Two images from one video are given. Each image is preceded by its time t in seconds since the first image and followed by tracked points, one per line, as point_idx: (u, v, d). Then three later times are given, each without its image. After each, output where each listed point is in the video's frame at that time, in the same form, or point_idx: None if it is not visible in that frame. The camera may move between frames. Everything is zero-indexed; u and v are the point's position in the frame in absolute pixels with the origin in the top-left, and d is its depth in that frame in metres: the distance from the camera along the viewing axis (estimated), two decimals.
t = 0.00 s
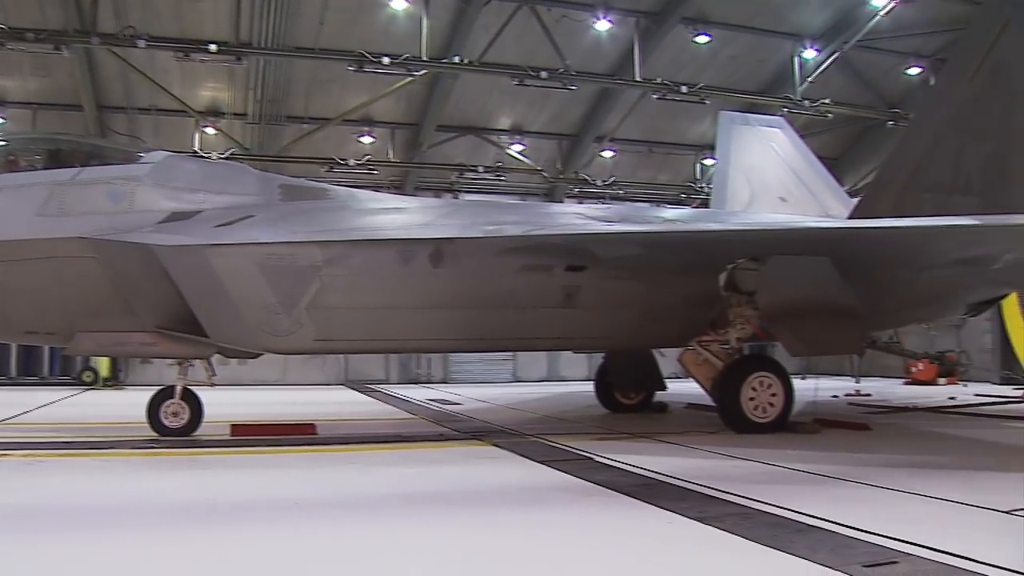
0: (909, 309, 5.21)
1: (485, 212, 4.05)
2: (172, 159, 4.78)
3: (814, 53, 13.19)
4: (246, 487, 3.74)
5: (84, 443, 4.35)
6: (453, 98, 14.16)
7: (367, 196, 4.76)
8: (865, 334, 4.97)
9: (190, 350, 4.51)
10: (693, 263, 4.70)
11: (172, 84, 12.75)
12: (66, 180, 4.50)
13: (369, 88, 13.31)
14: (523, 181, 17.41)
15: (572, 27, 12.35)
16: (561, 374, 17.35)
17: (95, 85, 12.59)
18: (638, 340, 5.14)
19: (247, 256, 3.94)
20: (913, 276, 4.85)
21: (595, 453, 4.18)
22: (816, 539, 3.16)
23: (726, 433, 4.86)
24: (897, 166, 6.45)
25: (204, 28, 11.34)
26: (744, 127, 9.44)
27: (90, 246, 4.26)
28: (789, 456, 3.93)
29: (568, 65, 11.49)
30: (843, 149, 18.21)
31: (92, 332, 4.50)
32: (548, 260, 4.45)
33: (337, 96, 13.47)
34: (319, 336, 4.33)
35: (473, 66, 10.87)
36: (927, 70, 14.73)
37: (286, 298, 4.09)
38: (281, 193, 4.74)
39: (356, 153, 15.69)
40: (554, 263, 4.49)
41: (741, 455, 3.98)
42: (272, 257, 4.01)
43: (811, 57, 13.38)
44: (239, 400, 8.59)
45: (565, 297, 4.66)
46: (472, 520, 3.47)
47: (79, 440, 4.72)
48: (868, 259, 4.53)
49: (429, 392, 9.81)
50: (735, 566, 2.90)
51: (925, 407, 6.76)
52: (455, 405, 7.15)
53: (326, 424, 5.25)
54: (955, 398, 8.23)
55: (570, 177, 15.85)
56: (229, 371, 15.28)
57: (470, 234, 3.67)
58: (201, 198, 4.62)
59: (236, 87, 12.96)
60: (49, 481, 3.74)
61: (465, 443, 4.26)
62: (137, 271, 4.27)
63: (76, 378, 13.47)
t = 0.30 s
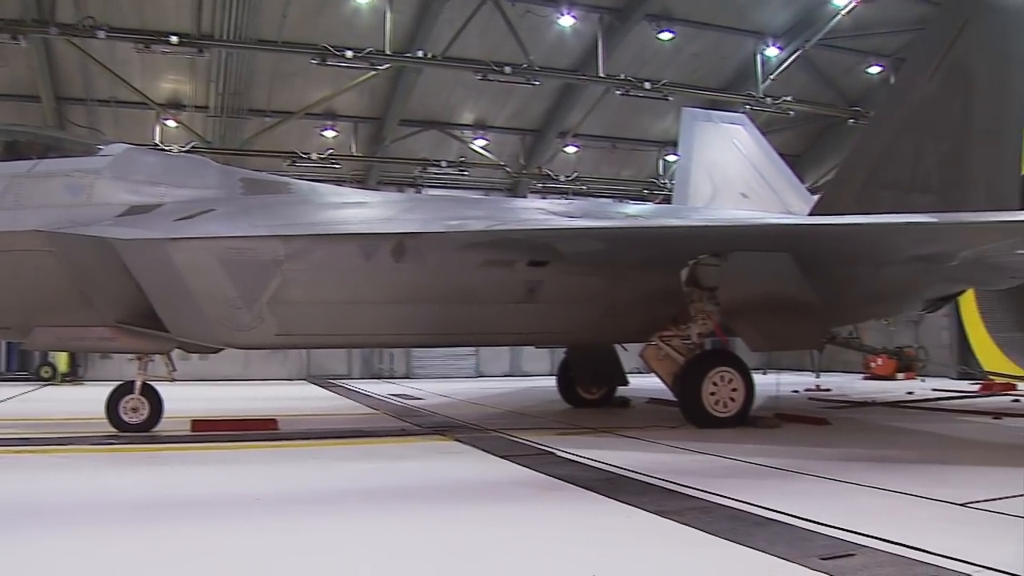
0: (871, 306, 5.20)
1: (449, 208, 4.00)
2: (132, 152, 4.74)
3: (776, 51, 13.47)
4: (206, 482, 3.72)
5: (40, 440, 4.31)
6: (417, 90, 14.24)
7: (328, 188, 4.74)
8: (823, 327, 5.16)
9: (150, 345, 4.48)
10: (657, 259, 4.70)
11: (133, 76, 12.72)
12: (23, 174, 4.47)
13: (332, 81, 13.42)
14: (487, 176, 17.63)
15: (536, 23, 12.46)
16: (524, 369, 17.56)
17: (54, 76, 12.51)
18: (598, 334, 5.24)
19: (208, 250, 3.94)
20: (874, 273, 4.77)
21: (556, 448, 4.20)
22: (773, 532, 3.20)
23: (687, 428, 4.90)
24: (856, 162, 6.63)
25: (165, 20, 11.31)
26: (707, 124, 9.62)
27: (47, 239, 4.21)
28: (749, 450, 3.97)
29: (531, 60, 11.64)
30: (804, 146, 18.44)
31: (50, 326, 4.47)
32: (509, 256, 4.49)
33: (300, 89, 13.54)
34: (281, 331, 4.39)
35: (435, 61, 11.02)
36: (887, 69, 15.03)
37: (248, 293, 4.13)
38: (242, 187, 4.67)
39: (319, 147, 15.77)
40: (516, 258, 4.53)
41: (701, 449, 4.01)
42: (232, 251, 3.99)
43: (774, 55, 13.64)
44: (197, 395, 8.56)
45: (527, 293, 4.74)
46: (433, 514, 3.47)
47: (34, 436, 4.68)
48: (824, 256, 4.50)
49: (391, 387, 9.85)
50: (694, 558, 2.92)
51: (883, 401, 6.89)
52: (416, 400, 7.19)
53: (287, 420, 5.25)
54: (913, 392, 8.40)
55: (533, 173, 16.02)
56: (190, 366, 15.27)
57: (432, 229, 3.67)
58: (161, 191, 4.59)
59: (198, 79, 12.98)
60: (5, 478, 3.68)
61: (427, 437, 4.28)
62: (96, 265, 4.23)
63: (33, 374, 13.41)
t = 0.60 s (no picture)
0: (831, 301, 5.33)
1: (411, 203, 4.15)
2: (92, 145, 4.69)
3: (740, 49, 13.62)
4: (168, 479, 3.70)
5: None
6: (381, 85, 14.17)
7: (292, 183, 4.80)
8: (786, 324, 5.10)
9: (110, 341, 4.54)
10: (616, 254, 4.82)
11: (93, 68, 12.59)
12: None
13: (296, 76, 13.41)
14: (451, 172, 17.69)
15: (501, 18, 12.41)
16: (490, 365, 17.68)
17: (12, 67, 12.32)
18: (562, 329, 5.32)
19: (170, 244, 4.00)
20: (835, 269, 5.00)
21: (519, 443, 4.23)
22: (735, 527, 3.20)
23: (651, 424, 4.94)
24: (819, 160, 6.70)
25: (126, 13, 11.19)
26: (671, 121, 9.68)
27: (4, 231, 4.13)
28: (710, 446, 4.00)
29: (496, 57, 11.79)
30: (767, 145, 18.60)
31: (7, 321, 4.43)
32: (471, 252, 4.57)
33: (263, 83, 13.49)
34: (243, 327, 4.44)
35: (400, 55, 11.19)
36: (850, 68, 15.12)
37: (209, 288, 4.17)
38: (206, 182, 4.71)
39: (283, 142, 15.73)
40: (478, 254, 4.60)
41: (664, 445, 4.04)
42: (194, 246, 4.07)
43: (737, 53, 13.79)
44: (157, 391, 8.48)
45: (491, 288, 4.81)
46: (394, 510, 3.45)
47: None
48: (785, 252, 4.64)
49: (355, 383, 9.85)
50: (654, 552, 2.93)
51: (844, 397, 7.00)
52: (379, 395, 7.22)
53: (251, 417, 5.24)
54: (874, 388, 8.55)
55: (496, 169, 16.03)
56: (151, 361, 15.15)
57: (394, 224, 3.68)
58: (122, 185, 4.58)
59: (159, 72, 12.87)
60: None
61: (391, 433, 4.28)
62: (55, 259, 4.19)
63: None
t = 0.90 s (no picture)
0: (792, 299, 5.41)
1: (376, 201, 4.31)
2: (50, 139, 4.63)
3: (704, 49, 13.66)
4: (125, 478, 3.66)
5: None
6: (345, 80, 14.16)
7: (256, 179, 4.79)
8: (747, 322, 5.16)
9: (69, 338, 4.56)
10: (579, 252, 4.89)
11: (52, 61, 12.46)
12: None
13: (259, 72, 13.39)
14: (415, 169, 17.78)
15: (466, 15, 12.45)
16: (453, 362, 17.75)
17: None
18: (523, 325, 5.43)
19: (130, 241, 4.00)
20: (795, 268, 5.13)
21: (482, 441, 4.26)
22: (695, 523, 3.18)
23: (616, 422, 4.97)
24: (778, 162, 6.66)
25: (86, 6, 11.07)
26: (635, 119, 9.73)
27: None
28: (672, 443, 4.03)
29: (461, 54, 11.87)
30: (729, 144, 18.85)
31: None
32: (433, 249, 4.64)
33: (226, 78, 13.47)
34: (204, 324, 4.50)
35: (364, 51, 11.17)
36: (811, 69, 15.24)
37: (169, 285, 4.20)
38: (165, 177, 4.66)
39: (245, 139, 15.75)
40: (440, 251, 4.68)
41: (626, 442, 4.07)
42: (154, 242, 4.06)
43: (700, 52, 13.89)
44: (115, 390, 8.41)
45: (453, 286, 4.89)
46: (355, 506, 3.44)
47: None
48: (748, 251, 4.72)
49: (318, 381, 9.83)
50: (612, 547, 2.93)
51: (804, 394, 7.13)
52: (341, 393, 7.24)
53: (213, 416, 5.19)
54: (835, 385, 8.70)
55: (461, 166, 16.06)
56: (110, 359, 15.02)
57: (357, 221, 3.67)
58: (82, 180, 4.52)
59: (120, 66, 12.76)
60: None
61: (351, 431, 4.34)
62: (10, 253, 4.14)
63: None
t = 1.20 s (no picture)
0: (753, 298, 5.48)
1: (337, 197, 4.47)
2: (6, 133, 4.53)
3: (669, 48, 13.77)
4: (80, 478, 3.61)
5: None
6: (309, 76, 14.12)
7: (218, 176, 4.83)
8: (708, 321, 5.24)
9: (24, 336, 4.50)
10: (541, 251, 4.97)
11: (10, 55, 12.31)
12: None
13: (221, 67, 13.36)
14: (378, 166, 17.87)
15: (431, 13, 12.52)
16: (415, 361, 17.77)
17: None
18: (485, 324, 5.47)
19: (90, 239, 4.01)
20: (757, 266, 5.17)
21: (445, 439, 4.26)
22: (657, 520, 3.17)
23: (579, 420, 4.99)
24: (739, 164, 6.65)
25: None
26: (599, 117, 9.75)
27: None
28: (635, 441, 4.06)
29: (425, 52, 11.88)
30: (691, 144, 19.00)
31: None
32: (394, 246, 4.72)
33: (188, 74, 13.41)
34: (164, 322, 4.54)
35: (328, 48, 11.16)
36: (774, 69, 15.59)
37: (130, 282, 4.24)
38: (126, 173, 4.66)
39: (206, 135, 15.61)
40: (402, 249, 4.76)
41: (589, 440, 4.09)
42: (115, 239, 4.09)
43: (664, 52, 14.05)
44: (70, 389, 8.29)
45: (416, 283, 4.95)
46: (315, 504, 3.43)
47: None
48: (710, 250, 4.79)
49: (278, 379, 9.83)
50: (574, 544, 2.93)
51: (763, 391, 7.23)
52: (303, 391, 7.25)
53: (174, 416, 5.01)
54: (795, 383, 8.83)
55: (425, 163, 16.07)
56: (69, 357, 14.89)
57: (319, 220, 3.67)
58: (40, 175, 4.45)
59: (80, 60, 12.62)
60: None
61: (310, 429, 4.43)
62: None
63: None
